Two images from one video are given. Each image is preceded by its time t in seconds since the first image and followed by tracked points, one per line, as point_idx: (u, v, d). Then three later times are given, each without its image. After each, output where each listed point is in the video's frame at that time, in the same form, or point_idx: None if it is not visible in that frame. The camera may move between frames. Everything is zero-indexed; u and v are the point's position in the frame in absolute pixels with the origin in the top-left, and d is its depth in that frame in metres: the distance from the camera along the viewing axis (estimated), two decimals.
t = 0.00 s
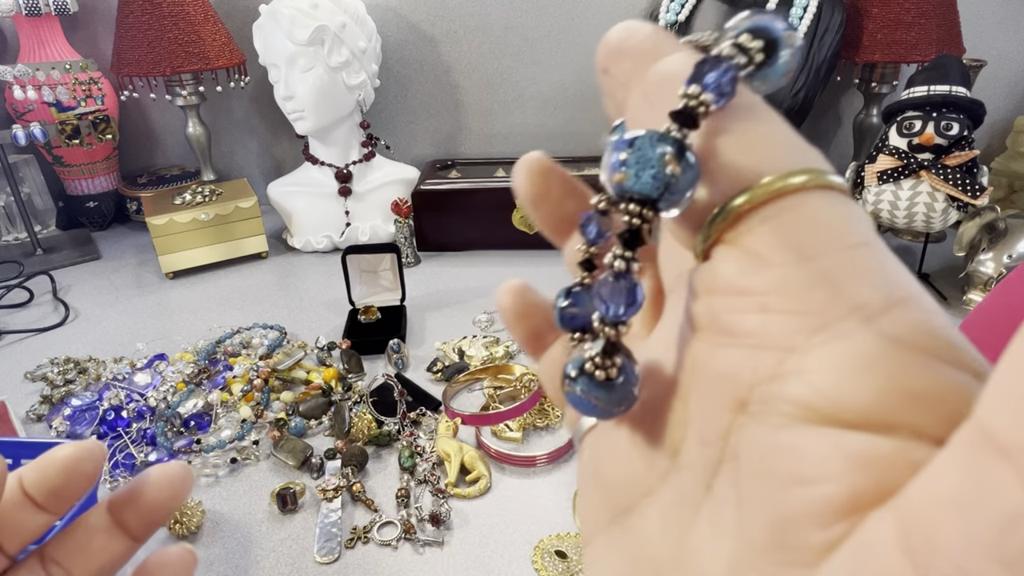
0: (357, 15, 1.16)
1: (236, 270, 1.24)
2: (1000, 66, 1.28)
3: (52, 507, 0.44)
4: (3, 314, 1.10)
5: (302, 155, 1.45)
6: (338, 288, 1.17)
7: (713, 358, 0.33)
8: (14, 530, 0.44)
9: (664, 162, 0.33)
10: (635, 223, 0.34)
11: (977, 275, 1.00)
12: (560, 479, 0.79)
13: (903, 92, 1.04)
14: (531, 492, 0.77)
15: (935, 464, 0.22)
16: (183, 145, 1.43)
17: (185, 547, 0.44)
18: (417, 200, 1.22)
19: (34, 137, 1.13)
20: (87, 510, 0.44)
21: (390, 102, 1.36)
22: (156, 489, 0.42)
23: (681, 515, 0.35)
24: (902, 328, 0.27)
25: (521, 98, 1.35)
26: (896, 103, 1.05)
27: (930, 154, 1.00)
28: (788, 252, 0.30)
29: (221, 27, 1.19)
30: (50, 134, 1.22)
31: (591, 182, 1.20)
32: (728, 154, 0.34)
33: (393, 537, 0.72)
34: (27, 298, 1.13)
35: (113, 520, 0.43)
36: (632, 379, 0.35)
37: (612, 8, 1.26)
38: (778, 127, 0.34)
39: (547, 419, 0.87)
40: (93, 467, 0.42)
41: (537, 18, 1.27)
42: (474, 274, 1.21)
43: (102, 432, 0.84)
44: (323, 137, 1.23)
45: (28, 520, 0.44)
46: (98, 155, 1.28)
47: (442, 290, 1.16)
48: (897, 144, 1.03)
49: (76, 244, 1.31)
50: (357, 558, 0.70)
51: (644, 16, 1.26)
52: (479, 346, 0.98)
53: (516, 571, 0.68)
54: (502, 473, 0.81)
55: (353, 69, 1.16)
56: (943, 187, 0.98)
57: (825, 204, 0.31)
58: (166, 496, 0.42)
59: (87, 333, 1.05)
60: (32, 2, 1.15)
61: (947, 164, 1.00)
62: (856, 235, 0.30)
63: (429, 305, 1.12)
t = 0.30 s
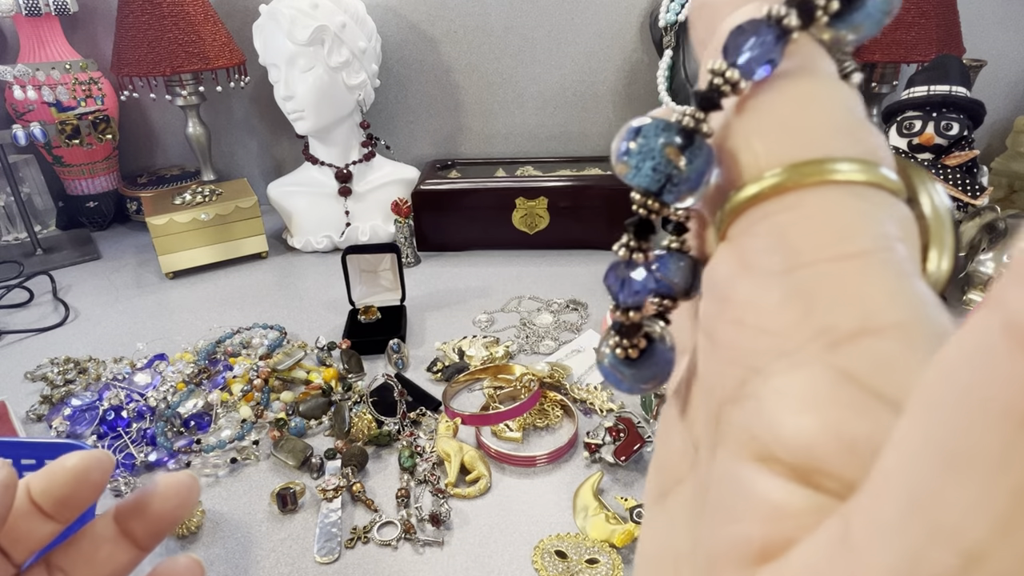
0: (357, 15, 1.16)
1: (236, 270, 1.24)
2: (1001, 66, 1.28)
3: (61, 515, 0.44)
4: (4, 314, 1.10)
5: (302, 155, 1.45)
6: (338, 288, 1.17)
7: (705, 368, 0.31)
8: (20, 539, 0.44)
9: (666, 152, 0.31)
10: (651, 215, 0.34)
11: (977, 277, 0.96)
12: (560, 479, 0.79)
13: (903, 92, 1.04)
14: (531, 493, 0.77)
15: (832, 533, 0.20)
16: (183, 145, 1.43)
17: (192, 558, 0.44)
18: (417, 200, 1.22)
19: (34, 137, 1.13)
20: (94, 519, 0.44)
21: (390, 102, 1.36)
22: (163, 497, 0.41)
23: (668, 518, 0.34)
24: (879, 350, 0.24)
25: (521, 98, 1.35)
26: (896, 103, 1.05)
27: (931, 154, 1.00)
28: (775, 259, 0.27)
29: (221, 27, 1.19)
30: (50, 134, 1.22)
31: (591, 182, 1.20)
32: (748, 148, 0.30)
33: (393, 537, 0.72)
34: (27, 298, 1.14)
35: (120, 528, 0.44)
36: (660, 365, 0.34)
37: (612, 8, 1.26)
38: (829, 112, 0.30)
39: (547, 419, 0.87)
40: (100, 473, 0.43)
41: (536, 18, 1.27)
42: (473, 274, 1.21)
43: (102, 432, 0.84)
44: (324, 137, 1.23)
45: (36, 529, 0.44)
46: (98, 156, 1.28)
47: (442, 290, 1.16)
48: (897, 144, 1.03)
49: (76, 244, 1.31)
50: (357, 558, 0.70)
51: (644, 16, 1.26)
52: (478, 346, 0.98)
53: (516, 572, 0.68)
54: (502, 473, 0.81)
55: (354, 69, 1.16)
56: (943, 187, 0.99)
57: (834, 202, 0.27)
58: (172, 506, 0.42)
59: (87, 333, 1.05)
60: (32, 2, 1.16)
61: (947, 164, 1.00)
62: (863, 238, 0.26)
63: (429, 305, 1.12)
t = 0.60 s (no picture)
0: (357, 15, 1.16)
1: (236, 270, 1.24)
2: (1001, 66, 1.28)
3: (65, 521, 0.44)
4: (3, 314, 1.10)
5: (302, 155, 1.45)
6: (338, 288, 1.17)
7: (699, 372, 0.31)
8: (22, 544, 0.44)
9: (659, 156, 0.31)
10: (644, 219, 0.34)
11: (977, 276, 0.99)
12: (560, 479, 0.79)
13: (903, 92, 1.04)
14: (531, 493, 0.77)
15: (806, 541, 0.21)
16: (183, 145, 1.43)
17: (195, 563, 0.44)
18: (417, 200, 1.22)
19: (34, 137, 1.13)
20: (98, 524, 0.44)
21: (390, 102, 1.36)
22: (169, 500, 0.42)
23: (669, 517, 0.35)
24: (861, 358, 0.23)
25: (521, 98, 1.35)
26: (897, 103, 1.04)
27: (931, 154, 1.00)
28: (762, 262, 0.27)
29: (221, 27, 1.19)
30: (51, 134, 1.22)
31: (591, 182, 1.20)
32: (737, 148, 0.31)
33: (393, 537, 0.72)
34: (27, 298, 1.14)
35: (122, 534, 0.43)
36: (660, 366, 0.35)
37: (612, 8, 1.26)
38: (818, 109, 0.30)
39: (547, 419, 0.87)
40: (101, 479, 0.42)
41: (536, 18, 1.27)
42: (473, 274, 1.21)
43: (102, 432, 0.84)
44: (324, 137, 1.23)
45: (38, 534, 0.44)
46: (98, 156, 1.28)
47: (442, 290, 1.16)
48: (897, 144, 1.03)
49: (76, 244, 1.31)
50: (357, 558, 0.70)
51: (645, 16, 1.26)
52: (478, 346, 0.98)
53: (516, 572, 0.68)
54: (502, 473, 0.81)
55: (354, 69, 1.16)
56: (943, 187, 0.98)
57: (820, 204, 0.27)
58: (176, 512, 0.42)
59: (87, 333, 1.05)
60: (33, 2, 1.16)
61: (947, 164, 1.00)
62: (848, 241, 0.26)
63: (429, 305, 1.12)
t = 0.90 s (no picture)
0: (357, 15, 1.16)
1: (237, 270, 1.24)
2: (1000, 66, 1.28)
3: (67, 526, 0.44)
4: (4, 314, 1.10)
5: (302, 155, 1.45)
6: (338, 288, 1.17)
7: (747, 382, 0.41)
8: (28, 548, 0.44)
9: (736, 225, 0.36)
10: (689, 279, 0.38)
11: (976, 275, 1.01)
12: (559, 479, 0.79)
13: (903, 92, 1.04)
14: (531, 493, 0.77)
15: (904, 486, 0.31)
16: (183, 145, 1.43)
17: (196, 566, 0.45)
18: (417, 200, 1.22)
19: (34, 137, 1.13)
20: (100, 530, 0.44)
21: (390, 102, 1.36)
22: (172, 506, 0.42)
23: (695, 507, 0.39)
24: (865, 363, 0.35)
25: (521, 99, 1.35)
26: (897, 103, 1.05)
27: (931, 154, 1.00)
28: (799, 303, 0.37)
29: (221, 27, 1.20)
30: (51, 134, 1.22)
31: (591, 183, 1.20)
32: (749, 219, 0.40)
33: (393, 537, 0.72)
34: (28, 298, 1.14)
35: (126, 540, 0.44)
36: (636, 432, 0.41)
37: (612, 8, 1.26)
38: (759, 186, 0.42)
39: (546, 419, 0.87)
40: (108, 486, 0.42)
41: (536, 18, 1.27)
42: (473, 274, 1.21)
43: (101, 432, 0.84)
44: (323, 138, 1.23)
45: (42, 539, 0.44)
46: (98, 156, 1.28)
47: (442, 290, 1.16)
48: (897, 144, 1.03)
49: (76, 244, 1.31)
50: (357, 558, 0.70)
51: (644, 16, 1.26)
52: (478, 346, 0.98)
53: (516, 572, 0.68)
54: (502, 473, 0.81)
55: (354, 69, 1.16)
56: (943, 187, 0.98)
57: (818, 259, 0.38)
58: (178, 518, 0.42)
59: (87, 333, 1.05)
60: (31, 1, 1.15)
61: (947, 164, 1.00)
62: (851, 272, 0.36)
63: (430, 305, 1.12)
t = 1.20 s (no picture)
0: (357, 15, 1.16)
1: (236, 270, 1.24)
2: (1000, 66, 1.28)
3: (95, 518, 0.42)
4: (4, 314, 1.10)
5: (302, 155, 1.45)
6: (338, 288, 1.17)
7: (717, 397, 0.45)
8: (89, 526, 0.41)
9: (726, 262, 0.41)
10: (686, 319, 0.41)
11: (977, 276, 0.99)
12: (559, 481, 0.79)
13: (903, 92, 1.05)
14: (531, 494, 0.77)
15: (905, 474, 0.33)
16: (184, 145, 1.43)
17: None
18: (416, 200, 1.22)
19: (34, 137, 1.13)
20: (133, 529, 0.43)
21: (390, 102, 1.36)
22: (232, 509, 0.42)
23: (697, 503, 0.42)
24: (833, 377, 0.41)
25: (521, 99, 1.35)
26: (897, 103, 1.05)
27: (931, 154, 1.00)
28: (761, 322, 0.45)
29: (221, 27, 1.20)
30: (50, 134, 1.22)
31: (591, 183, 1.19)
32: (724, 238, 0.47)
33: (393, 537, 0.72)
34: (27, 299, 1.14)
35: (188, 535, 0.42)
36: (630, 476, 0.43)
37: (612, 9, 1.27)
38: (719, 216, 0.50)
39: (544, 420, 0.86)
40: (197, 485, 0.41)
41: (536, 18, 1.27)
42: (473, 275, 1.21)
43: (101, 432, 0.84)
44: (324, 138, 1.23)
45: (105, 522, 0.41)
46: (98, 156, 1.28)
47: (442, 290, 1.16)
48: (897, 144, 1.03)
49: (76, 245, 1.31)
50: (357, 558, 0.70)
51: (644, 16, 1.27)
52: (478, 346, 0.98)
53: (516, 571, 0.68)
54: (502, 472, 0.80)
55: (354, 69, 1.16)
56: (943, 186, 0.98)
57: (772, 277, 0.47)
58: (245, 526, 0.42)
59: (87, 333, 1.05)
60: (32, 2, 1.15)
61: (947, 164, 1.00)
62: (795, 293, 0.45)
63: (430, 305, 1.12)
